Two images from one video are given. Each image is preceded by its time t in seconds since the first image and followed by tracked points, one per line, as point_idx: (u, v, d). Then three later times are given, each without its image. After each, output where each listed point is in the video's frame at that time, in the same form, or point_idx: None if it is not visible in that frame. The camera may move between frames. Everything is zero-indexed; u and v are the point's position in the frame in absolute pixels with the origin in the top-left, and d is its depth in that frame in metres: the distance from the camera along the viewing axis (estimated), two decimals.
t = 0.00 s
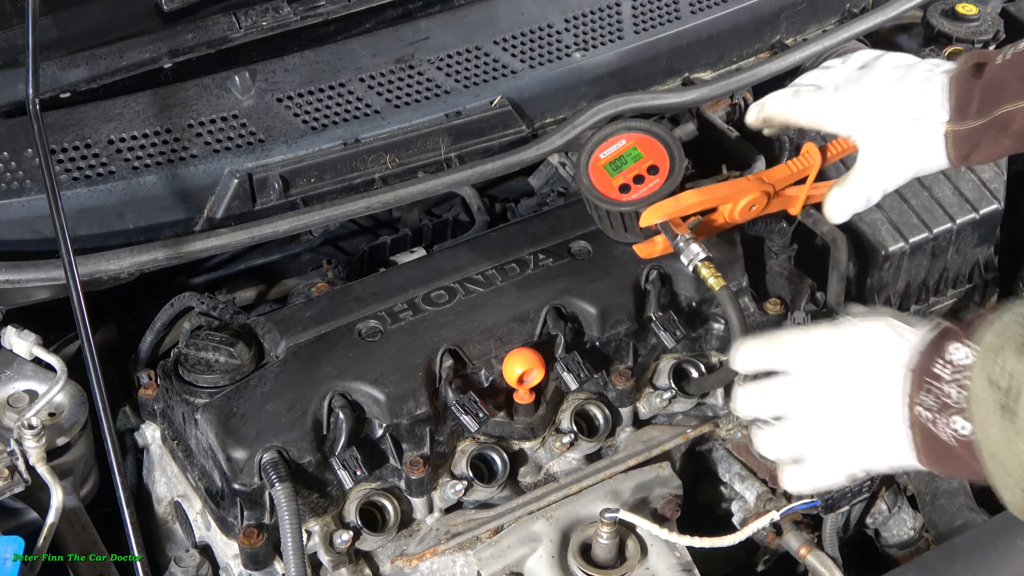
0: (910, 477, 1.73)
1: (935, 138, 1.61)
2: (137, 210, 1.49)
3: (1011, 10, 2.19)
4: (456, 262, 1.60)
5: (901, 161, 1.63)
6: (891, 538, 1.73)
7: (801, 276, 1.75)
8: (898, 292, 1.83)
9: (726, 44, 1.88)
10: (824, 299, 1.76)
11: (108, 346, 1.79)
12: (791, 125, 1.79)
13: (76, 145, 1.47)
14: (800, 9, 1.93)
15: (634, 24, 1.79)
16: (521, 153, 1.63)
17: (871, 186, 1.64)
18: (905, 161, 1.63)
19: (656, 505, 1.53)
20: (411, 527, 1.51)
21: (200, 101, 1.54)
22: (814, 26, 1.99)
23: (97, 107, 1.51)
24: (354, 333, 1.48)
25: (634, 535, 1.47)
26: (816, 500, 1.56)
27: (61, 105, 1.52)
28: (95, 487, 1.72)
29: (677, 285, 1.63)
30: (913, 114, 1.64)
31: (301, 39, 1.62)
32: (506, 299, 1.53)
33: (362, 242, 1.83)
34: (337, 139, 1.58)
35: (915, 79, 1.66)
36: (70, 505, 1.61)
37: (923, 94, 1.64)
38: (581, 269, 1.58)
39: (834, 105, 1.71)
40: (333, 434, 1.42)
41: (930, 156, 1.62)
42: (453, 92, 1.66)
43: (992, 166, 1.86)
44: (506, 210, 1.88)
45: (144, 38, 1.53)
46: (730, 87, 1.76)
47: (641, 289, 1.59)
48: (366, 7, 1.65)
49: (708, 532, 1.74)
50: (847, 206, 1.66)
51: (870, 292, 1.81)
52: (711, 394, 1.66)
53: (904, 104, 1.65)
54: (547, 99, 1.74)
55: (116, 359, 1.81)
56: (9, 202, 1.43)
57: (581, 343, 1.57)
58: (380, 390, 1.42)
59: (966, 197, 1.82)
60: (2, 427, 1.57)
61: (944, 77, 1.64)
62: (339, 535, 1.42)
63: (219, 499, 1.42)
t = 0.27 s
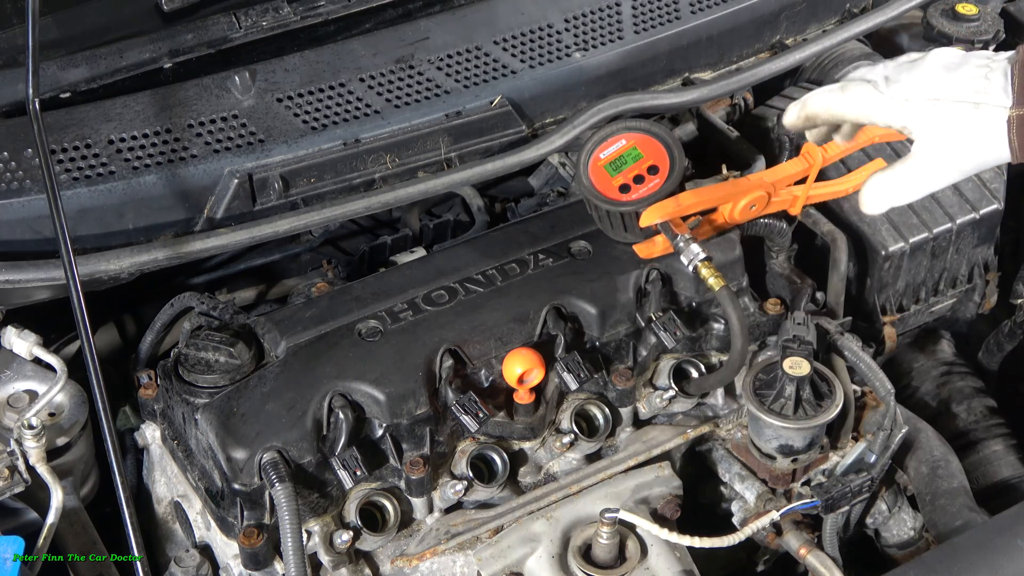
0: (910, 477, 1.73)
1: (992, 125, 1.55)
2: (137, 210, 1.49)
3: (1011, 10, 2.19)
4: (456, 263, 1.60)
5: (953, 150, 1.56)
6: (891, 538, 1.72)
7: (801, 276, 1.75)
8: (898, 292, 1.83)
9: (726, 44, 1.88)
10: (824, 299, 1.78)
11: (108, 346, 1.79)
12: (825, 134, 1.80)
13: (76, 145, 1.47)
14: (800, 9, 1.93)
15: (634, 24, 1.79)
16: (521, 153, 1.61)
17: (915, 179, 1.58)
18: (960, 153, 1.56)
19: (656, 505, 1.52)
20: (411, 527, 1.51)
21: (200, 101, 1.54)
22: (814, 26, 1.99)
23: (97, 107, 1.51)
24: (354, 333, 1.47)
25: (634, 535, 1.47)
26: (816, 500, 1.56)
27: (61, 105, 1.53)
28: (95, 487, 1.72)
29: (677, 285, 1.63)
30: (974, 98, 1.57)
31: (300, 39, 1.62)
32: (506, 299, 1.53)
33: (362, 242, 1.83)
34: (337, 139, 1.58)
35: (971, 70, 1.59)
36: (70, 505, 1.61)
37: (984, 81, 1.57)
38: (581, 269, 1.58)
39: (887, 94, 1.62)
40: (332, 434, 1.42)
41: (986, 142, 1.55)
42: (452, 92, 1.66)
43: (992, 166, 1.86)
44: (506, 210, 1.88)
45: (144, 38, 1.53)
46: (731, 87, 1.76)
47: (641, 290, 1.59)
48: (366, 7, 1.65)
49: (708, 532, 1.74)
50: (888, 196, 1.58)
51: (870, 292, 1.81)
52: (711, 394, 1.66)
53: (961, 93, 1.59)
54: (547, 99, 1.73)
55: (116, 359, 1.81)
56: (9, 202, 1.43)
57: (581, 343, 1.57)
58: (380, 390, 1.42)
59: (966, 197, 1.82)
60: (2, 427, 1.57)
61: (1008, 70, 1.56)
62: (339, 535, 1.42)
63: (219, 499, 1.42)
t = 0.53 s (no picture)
0: (910, 477, 1.73)
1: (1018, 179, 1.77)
2: (137, 210, 1.49)
3: (1011, 10, 2.17)
4: (456, 263, 1.60)
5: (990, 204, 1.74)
6: (891, 538, 1.72)
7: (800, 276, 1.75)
8: (898, 292, 1.83)
9: (726, 44, 1.88)
10: (824, 299, 1.79)
11: (109, 346, 1.80)
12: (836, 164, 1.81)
13: (76, 146, 1.48)
14: (800, 9, 1.93)
15: (634, 24, 1.79)
16: (520, 153, 1.61)
17: (941, 222, 1.71)
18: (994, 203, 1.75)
19: (656, 505, 1.53)
20: (411, 527, 1.50)
21: (200, 101, 1.54)
22: (814, 26, 1.99)
23: (97, 108, 1.51)
24: (354, 333, 1.47)
25: (634, 535, 1.47)
26: (816, 500, 1.55)
27: (61, 105, 1.53)
28: (95, 487, 1.72)
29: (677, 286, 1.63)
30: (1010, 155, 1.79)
31: (300, 39, 1.63)
32: (506, 299, 1.53)
33: (362, 242, 1.83)
34: (337, 139, 1.58)
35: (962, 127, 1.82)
36: (70, 505, 1.61)
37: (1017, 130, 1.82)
38: (581, 269, 1.58)
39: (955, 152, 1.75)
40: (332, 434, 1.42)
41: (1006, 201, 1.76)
42: (452, 92, 1.66)
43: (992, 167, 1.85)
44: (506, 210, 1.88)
45: (143, 38, 1.53)
46: (731, 87, 1.76)
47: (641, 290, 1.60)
48: (366, 7, 1.65)
49: (708, 532, 1.75)
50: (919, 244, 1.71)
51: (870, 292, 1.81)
52: (711, 394, 1.65)
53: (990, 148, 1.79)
54: (547, 99, 1.73)
55: (117, 359, 1.81)
56: (9, 202, 1.43)
57: (581, 343, 1.57)
58: (380, 390, 1.42)
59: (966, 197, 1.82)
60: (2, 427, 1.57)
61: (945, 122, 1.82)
62: (339, 535, 1.42)
63: (219, 499, 1.42)
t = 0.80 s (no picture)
0: (910, 477, 1.73)
1: None
2: (137, 210, 1.49)
3: (1011, 10, 2.17)
4: (456, 262, 1.60)
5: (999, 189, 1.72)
6: (891, 538, 1.72)
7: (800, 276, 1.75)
8: (898, 292, 1.83)
9: (726, 44, 1.88)
10: (824, 299, 1.79)
11: (109, 346, 1.79)
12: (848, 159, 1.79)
13: (76, 145, 1.48)
14: (800, 9, 1.93)
15: (634, 24, 1.79)
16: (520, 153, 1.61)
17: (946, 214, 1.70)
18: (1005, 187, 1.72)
19: (656, 505, 1.53)
20: (411, 527, 1.50)
21: (200, 101, 1.54)
22: (814, 26, 1.99)
23: (97, 108, 1.51)
24: (354, 333, 1.47)
25: (634, 535, 1.47)
26: (816, 500, 1.55)
27: (61, 105, 1.53)
28: (95, 487, 1.72)
29: (677, 285, 1.63)
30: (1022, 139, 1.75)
31: (300, 39, 1.63)
32: (506, 299, 1.53)
33: (361, 242, 1.83)
34: (337, 139, 1.58)
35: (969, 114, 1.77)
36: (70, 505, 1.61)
37: None
38: (581, 269, 1.58)
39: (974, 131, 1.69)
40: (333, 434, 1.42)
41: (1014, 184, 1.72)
42: (452, 92, 1.66)
43: (991, 167, 1.85)
44: (506, 210, 1.88)
45: (143, 38, 1.53)
46: (731, 87, 1.76)
47: (641, 290, 1.60)
48: (366, 7, 1.65)
49: (709, 532, 1.76)
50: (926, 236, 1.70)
51: (870, 292, 1.81)
52: (711, 394, 1.65)
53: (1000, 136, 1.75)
54: (547, 98, 1.73)
55: (117, 359, 1.81)
56: (9, 202, 1.43)
57: (581, 343, 1.57)
58: (380, 390, 1.42)
59: (966, 197, 1.82)
60: (2, 427, 1.57)
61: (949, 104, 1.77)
62: (339, 535, 1.42)
63: (219, 499, 1.42)
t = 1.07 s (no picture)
0: (910, 477, 1.73)
1: None
2: (137, 210, 1.49)
3: (1011, 10, 2.16)
4: (456, 262, 1.60)
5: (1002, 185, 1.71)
6: (891, 538, 1.72)
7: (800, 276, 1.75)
8: (898, 292, 1.83)
9: (726, 44, 1.88)
10: (824, 299, 1.79)
11: (109, 346, 1.79)
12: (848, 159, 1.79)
13: (76, 146, 1.48)
14: (800, 9, 1.93)
15: (634, 24, 1.79)
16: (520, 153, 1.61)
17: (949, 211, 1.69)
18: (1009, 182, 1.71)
19: (656, 505, 1.53)
20: (411, 527, 1.50)
21: (200, 101, 1.54)
22: (814, 26, 1.99)
23: (97, 108, 1.51)
24: (354, 333, 1.47)
25: (634, 535, 1.47)
26: (816, 500, 1.55)
27: (61, 105, 1.53)
28: (95, 487, 1.72)
29: (677, 285, 1.63)
30: None
31: (300, 39, 1.63)
32: (506, 299, 1.53)
33: (362, 242, 1.83)
34: (337, 139, 1.58)
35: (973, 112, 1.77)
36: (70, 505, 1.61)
37: None
38: (581, 269, 1.58)
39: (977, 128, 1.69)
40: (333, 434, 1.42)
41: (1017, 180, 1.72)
42: (453, 92, 1.66)
43: (991, 167, 1.85)
44: (506, 210, 1.88)
45: (144, 38, 1.53)
46: (730, 87, 1.76)
47: (641, 290, 1.60)
48: (366, 7, 1.65)
49: (709, 532, 1.76)
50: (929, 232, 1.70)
51: (870, 292, 1.81)
52: (711, 394, 1.65)
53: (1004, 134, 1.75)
54: (547, 99, 1.73)
55: (117, 359, 1.81)
56: (9, 202, 1.43)
57: (581, 343, 1.57)
58: (380, 390, 1.42)
59: (966, 197, 1.82)
60: (2, 427, 1.57)
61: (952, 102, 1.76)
62: (339, 535, 1.42)
63: (219, 499, 1.42)
